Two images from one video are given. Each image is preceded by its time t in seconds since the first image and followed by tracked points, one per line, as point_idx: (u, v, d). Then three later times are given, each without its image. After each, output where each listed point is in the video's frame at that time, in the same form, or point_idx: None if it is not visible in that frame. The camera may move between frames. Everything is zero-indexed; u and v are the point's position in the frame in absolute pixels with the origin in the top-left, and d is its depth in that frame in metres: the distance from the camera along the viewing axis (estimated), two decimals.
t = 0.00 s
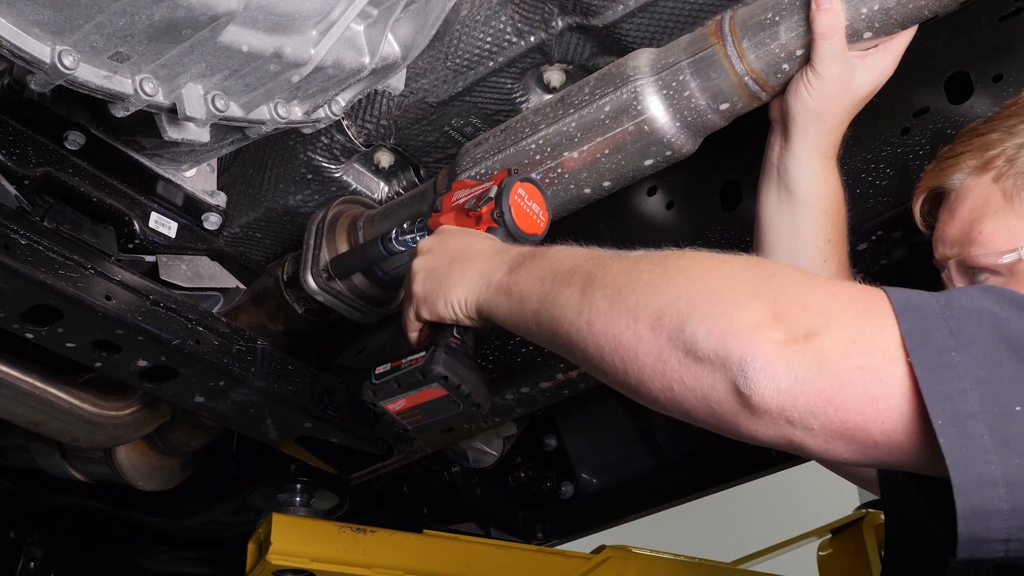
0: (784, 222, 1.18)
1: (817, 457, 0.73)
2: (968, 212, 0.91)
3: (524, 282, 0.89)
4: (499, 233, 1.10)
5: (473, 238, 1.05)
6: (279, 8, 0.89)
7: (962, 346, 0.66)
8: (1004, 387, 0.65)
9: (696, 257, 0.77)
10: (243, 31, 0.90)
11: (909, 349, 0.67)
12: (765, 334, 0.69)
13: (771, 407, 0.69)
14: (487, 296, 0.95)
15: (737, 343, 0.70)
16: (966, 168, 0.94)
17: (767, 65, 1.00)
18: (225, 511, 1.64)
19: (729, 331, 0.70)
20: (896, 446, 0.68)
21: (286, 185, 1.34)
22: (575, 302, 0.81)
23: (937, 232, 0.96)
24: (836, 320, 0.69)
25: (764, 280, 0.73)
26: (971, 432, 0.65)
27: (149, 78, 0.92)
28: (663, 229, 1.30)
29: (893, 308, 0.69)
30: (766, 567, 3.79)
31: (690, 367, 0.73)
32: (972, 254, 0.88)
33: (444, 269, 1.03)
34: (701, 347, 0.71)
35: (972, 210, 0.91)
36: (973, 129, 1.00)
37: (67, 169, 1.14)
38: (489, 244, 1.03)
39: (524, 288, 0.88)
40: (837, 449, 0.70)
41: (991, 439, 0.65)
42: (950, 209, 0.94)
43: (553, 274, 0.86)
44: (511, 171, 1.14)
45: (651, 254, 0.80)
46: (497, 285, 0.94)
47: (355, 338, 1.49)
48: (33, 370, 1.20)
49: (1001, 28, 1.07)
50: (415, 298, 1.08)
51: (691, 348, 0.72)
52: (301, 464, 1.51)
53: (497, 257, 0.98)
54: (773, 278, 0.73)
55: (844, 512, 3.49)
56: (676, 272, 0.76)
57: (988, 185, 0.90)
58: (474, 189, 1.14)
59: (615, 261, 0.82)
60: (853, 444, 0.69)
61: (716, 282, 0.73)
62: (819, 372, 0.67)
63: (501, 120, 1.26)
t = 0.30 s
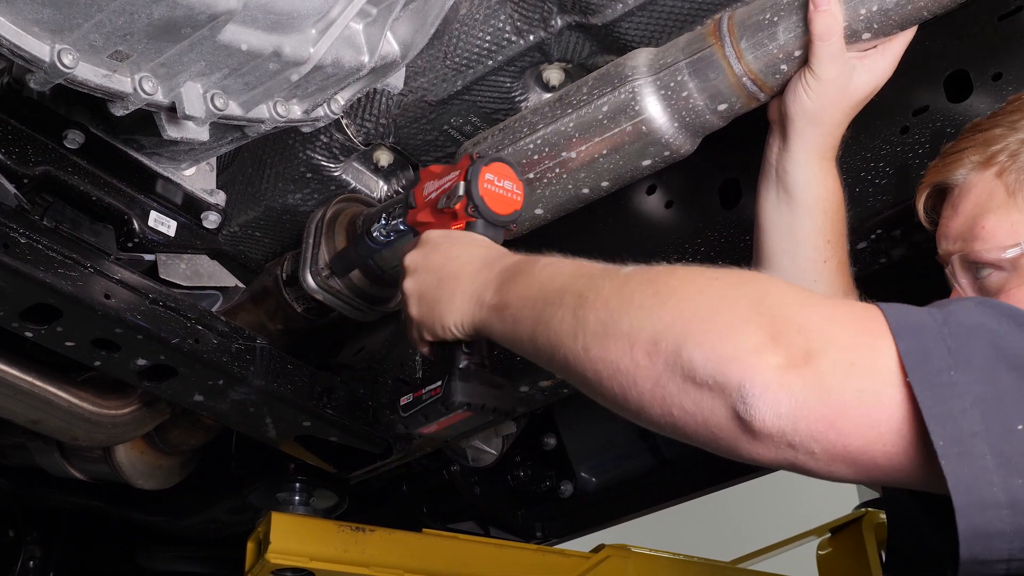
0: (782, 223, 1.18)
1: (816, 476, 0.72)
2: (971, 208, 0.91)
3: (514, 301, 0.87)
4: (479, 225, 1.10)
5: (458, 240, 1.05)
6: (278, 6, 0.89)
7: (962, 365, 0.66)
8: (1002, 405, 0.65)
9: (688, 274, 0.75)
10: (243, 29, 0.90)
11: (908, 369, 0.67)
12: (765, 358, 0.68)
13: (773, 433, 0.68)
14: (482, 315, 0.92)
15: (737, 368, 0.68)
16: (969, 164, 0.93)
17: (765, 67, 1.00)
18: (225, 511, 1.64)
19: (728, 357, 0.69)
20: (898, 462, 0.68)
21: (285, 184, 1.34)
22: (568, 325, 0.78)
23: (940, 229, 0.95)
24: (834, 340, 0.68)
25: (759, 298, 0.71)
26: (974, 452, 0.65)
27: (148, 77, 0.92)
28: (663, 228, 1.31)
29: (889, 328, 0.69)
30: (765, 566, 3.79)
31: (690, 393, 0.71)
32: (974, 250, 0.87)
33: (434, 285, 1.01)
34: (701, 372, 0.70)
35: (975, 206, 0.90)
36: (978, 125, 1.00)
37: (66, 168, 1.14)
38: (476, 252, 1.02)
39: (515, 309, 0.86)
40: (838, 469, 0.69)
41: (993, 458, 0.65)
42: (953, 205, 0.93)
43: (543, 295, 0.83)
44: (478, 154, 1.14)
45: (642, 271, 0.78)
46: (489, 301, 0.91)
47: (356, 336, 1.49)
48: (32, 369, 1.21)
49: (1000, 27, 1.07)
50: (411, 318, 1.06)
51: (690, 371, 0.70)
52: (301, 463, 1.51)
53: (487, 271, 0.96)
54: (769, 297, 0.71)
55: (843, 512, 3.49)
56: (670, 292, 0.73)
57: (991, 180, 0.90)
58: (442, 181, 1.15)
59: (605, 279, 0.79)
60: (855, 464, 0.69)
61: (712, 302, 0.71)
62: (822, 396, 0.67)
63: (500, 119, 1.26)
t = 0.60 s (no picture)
0: (781, 222, 1.18)
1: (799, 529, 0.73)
2: (961, 199, 0.92)
3: (491, 372, 0.87)
4: (483, 294, 1.07)
5: (449, 302, 1.04)
6: (276, 6, 0.89)
7: (930, 411, 0.66)
8: (973, 449, 0.66)
9: (651, 342, 0.75)
10: (241, 28, 0.90)
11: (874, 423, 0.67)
12: (730, 423, 0.68)
13: (749, 498, 0.69)
14: (466, 380, 0.91)
15: (703, 437, 0.69)
16: (960, 156, 0.96)
17: (764, 65, 1.00)
18: (223, 510, 1.64)
19: (695, 425, 0.69)
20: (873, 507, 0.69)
21: (284, 183, 1.34)
22: (540, 401, 0.78)
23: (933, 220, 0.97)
24: (797, 399, 0.69)
25: (721, 363, 0.71)
26: (947, 497, 0.65)
27: (146, 75, 0.92)
28: (661, 227, 1.30)
29: (853, 382, 0.69)
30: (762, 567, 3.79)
31: (665, 463, 0.72)
32: (965, 241, 0.88)
33: (416, 344, 1.02)
34: (671, 442, 0.70)
35: (966, 197, 0.92)
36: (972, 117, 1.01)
37: (64, 166, 1.13)
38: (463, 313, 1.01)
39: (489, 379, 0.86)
40: (815, 523, 0.71)
41: (966, 502, 0.65)
42: (946, 197, 0.95)
43: (516, 371, 0.83)
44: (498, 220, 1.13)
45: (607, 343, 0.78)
46: (470, 376, 0.91)
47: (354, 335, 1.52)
48: (29, 368, 1.20)
49: (999, 27, 1.07)
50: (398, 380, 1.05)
51: (660, 438, 0.71)
52: (299, 462, 1.51)
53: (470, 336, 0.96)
54: (729, 360, 0.71)
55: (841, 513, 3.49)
56: (633, 365, 0.74)
57: (981, 172, 0.92)
58: (458, 240, 1.12)
59: (574, 351, 0.79)
60: (830, 516, 0.70)
61: (675, 372, 0.71)
62: (789, 457, 0.67)
63: (499, 119, 1.26)
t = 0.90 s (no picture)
0: (781, 225, 1.18)
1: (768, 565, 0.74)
2: (955, 179, 0.94)
3: (462, 419, 0.92)
4: (466, 355, 1.16)
5: (430, 347, 1.10)
6: (273, 6, 0.89)
7: (867, 451, 0.66)
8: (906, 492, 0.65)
9: (606, 391, 0.80)
10: (239, 28, 0.90)
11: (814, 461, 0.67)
12: (677, 461, 0.71)
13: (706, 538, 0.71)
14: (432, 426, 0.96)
15: (657, 468, 0.72)
16: (958, 137, 0.97)
17: (762, 68, 1.00)
18: (220, 509, 1.64)
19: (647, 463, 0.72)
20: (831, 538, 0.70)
21: (281, 183, 1.34)
22: (504, 447, 0.83)
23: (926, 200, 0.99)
24: (745, 436, 0.70)
25: (670, 405, 0.74)
26: (884, 540, 0.65)
27: (143, 76, 0.92)
28: (659, 229, 1.30)
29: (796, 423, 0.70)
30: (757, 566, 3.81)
31: (621, 507, 0.74)
32: (955, 222, 0.90)
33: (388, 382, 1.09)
34: (625, 481, 0.73)
35: (960, 177, 0.93)
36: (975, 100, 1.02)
37: (62, 167, 1.14)
38: (437, 360, 1.08)
39: (454, 430, 0.92)
40: (773, 559, 0.72)
41: (904, 544, 0.65)
42: (941, 177, 0.97)
43: (478, 418, 0.89)
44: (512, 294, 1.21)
45: (567, 394, 0.83)
46: (436, 420, 0.96)
47: (352, 335, 1.51)
48: (26, 368, 1.20)
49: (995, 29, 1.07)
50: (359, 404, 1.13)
51: (614, 478, 0.74)
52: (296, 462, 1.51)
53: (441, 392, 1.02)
54: (678, 403, 0.74)
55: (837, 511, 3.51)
56: (588, 412, 0.78)
57: (976, 154, 0.92)
58: (469, 295, 1.18)
59: (534, 404, 0.85)
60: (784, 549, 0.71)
61: (627, 417, 0.75)
62: (739, 495, 0.69)
63: (496, 119, 1.26)
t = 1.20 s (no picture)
0: (782, 227, 1.18)
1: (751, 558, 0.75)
2: (957, 170, 0.94)
3: (447, 419, 0.92)
4: (452, 351, 1.21)
5: (418, 339, 1.12)
6: (274, 7, 0.89)
7: (848, 455, 0.66)
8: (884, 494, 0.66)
9: (587, 391, 0.80)
10: (239, 29, 0.90)
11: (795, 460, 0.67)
12: (660, 458, 0.71)
13: (690, 536, 0.72)
14: (413, 426, 0.97)
15: (645, 465, 0.71)
16: (960, 128, 0.97)
17: (762, 70, 1.00)
18: (220, 510, 1.64)
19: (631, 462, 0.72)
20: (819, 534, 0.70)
21: (282, 184, 1.35)
22: (486, 447, 0.84)
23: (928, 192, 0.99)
24: (727, 434, 0.70)
25: (653, 403, 0.75)
26: (864, 542, 0.66)
27: (144, 77, 0.92)
28: (661, 230, 1.31)
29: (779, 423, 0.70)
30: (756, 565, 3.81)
31: (606, 506, 0.75)
32: (958, 213, 0.89)
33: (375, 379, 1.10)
34: (609, 480, 0.73)
35: (962, 168, 0.93)
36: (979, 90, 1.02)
37: (63, 167, 1.14)
38: (425, 354, 1.10)
39: (433, 431, 0.92)
40: (756, 555, 0.73)
41: (883, 546, 0.65)
42: (944, 168, 0.96)
43: (458, 420, 0.90)
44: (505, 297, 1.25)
45: (550, 392, 0.83)
46: (415, 420, 0.97)
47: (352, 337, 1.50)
48: (27, 369, 1.21)
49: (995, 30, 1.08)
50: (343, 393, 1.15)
51: (598, 478, 0.74)
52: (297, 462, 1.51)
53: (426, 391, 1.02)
54: (659, 401, 0.75)
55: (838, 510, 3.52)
56: (570, 413, 0.78)
57: (979, 144, 0.92)
58: (461, 292, 1.22)
59: (515, 403, 0.86)
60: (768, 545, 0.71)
61: (609, 417, 0.76)
62: (723, 493, 0.69)
63: (497, 120, 1.26)
